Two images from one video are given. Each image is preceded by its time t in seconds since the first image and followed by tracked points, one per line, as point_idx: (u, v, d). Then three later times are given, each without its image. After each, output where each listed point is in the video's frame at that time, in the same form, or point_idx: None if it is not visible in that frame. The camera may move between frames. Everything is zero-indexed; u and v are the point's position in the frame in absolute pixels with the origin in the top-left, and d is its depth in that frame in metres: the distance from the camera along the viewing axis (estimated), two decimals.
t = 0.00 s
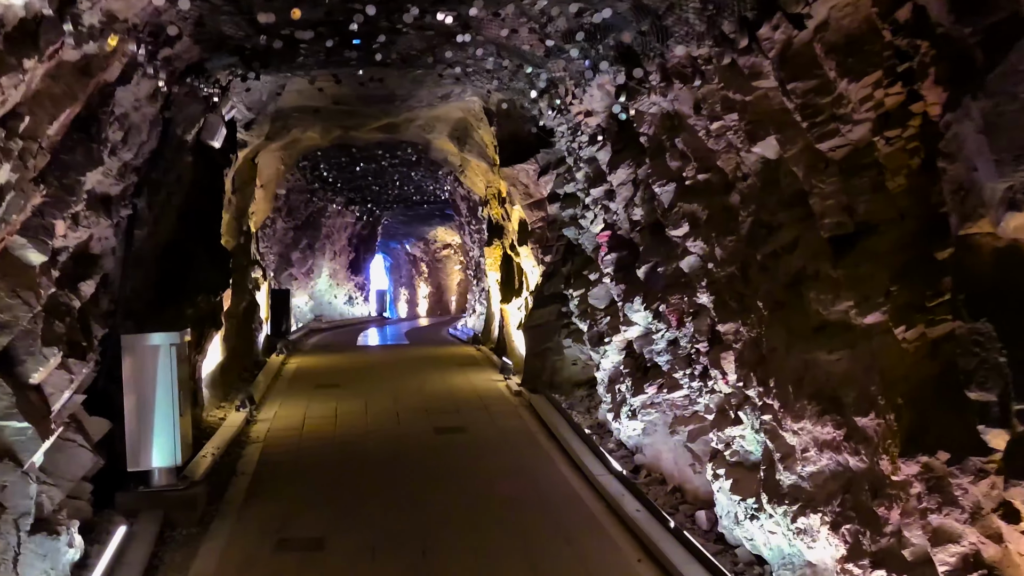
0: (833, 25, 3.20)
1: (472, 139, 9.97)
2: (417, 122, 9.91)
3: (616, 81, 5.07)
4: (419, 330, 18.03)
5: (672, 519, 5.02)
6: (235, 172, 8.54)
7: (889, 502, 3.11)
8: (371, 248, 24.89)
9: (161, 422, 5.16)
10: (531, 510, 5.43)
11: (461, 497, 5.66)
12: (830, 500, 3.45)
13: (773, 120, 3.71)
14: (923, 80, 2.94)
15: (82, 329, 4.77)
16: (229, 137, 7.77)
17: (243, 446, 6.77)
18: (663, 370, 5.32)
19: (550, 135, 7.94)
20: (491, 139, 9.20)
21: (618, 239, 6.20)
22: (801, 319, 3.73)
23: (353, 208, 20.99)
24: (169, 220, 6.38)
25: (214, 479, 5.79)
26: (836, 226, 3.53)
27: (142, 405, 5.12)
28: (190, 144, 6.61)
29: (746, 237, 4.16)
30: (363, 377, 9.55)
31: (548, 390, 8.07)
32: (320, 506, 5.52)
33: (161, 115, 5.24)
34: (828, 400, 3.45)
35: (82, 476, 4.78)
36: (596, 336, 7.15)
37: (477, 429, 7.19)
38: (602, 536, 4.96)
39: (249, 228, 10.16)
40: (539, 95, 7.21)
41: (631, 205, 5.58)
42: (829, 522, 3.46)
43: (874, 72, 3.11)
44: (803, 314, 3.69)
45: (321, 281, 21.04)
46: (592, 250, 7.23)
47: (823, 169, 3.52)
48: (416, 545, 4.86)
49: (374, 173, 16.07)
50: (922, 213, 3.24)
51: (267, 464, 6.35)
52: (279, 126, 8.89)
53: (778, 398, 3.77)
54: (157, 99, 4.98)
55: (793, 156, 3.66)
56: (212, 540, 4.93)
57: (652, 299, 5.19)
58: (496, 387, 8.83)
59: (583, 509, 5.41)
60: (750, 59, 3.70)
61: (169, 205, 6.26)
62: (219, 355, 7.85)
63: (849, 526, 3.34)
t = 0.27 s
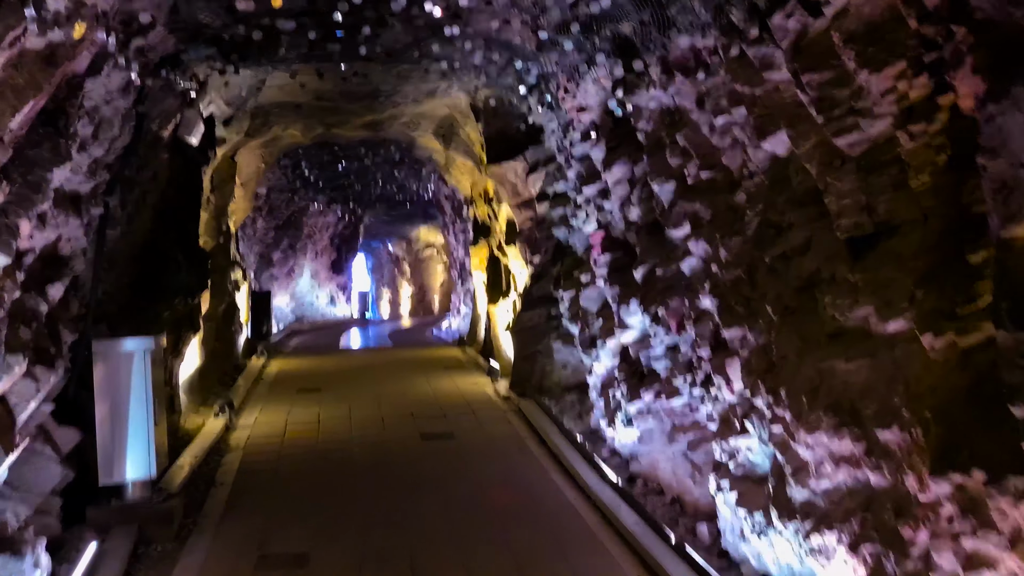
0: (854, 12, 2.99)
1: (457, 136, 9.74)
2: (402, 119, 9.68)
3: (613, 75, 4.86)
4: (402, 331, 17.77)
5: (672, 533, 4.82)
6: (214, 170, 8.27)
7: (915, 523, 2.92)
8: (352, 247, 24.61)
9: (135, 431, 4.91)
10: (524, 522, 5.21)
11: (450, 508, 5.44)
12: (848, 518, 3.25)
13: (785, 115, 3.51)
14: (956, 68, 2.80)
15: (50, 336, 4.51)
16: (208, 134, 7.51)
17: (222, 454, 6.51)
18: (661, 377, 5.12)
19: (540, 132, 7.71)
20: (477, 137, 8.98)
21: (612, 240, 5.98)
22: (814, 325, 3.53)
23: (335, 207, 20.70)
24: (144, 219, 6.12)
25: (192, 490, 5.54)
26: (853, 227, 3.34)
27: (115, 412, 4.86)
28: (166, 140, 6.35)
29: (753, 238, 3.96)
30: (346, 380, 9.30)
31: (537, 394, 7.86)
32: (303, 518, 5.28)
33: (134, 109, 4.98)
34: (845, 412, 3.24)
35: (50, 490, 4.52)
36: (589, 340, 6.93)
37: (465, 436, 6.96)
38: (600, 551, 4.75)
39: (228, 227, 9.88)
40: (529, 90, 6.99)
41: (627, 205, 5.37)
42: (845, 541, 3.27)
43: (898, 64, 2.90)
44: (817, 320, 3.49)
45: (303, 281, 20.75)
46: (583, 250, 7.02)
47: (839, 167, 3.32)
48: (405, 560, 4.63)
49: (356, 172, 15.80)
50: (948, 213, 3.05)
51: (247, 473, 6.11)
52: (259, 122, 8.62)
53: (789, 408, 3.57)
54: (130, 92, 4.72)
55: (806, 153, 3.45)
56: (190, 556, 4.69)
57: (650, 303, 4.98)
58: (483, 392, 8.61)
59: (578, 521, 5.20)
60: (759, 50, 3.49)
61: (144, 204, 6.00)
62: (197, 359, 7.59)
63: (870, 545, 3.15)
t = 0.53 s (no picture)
0: None
1: (447, 132, 9.53)
2: (389, 114, 9.45)
3: (613, 67, 4.66)
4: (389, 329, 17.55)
5: (677, 544, 4.63)
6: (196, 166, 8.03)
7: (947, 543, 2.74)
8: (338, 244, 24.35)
9: (112, 441, 4.66)
10: (521, 533, 5.01)
11: (443, 518, 5.24)
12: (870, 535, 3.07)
13: (802, 109, 3.32)
14: (995, 58, 2.56)
15: (21, 342, 4.28)
16: (190, 130, 7.27)
17: (206, 462, 6.29)
18: (663, 381, 4.93)
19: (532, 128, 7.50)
20: (467, 132, 8.76)
21: (611, 239, 5.79)
22: (833, 330, 3.34)
23: (320, 203, 20.45)
24: (124, 217, 5.88)
25: (174, 501, 5.31)
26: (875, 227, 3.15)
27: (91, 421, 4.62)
28: (146, 135, 6.11)
29: (766, 238, 3.77)
30: (333, 382, 9.09)
31: (530, 397, 7.67)
32: (290, 530, 5.07)
33: (112, 103, 4.74)
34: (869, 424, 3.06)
35: (23, 504, 4.29)
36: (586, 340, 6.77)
37: (457, 440, 6.77)
38: (601, 564, 4.56)
39: (212, 225, 9.64)
40: (521, 84, 6.79)
41: (627, 202, 5.17)
42: (874, 559, 3.10)
43: (927, 52, 2.71)
44: (836, 325, 3.31)
45: (287, 279, 20.49)
46: (579, 248, 6.83)
47: (861, 163, 3.13)
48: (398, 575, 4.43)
49: (341, 168, 15.56)
50: (981, 212, 2.86)
51: (232, 481, 5.88)
52: (243, 117, 8.38)
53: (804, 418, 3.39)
54: (107, 85, 4.48)
55: (824, 149, 3.26)
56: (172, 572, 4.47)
57: (651, 305, 4.79)
58: (474, 394, 8.41)
59: (577, 531, 5.00)
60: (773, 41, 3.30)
61: (123, 202, 5.76)
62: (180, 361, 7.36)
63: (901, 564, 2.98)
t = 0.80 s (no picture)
0: None
1: (442, 126, 9.34)
2: (383, 108, 9.26)
3: (618, 56, 4.49)
4: (381, 328, 17.34)
5: (684, 553, 4.45)
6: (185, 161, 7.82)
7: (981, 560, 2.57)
8: (330, 242, 24.14)
9: (98, 446, 4.47)
10: (521, 539, 4.83)
11: (440, 523, 5.06)
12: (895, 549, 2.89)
13: (822, 97, 3.14)
14: None
15: None
16: (178, 123, 7.07)
17: (194, 466, 6.09)
18: (669, 383, 4.75)
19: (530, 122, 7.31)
20: (463, 127, 8.58)
21: (613, 235, 5.61)
22: (854, 331, 3.16)
23: (312, 201, 20.24)
24: (109, 213, 5.68)
25: (161, 507, 5.11)
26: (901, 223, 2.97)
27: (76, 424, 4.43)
28: (132, 128, 5.90)
29: (781, 234, 3.59)
30: (326, 382, 8.90)
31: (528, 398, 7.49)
32: (282, 537, 4.88)
33: (95, 93, 4.54)
34: (895, 431, 2.88)
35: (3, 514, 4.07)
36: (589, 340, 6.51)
37: (454, 443, 6.58)
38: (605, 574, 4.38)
39: (202, 221, 9.44)
40: (520, 77, 6.60)
41: (631, 198, 4.99)
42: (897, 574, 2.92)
43: (961, 36, 2.51)
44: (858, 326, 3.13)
45: (279, 277, 20.28)
46: (579, 245, 6.65)
47: (886, 155, 2.95)
48: None
49: (334, 164, 15.36)
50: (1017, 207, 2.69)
51: (221, 485, 5.69)
52: (233, 111, 8.19)
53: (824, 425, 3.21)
54: (90, 74, 4.27)
55: (846, 140, 3.08)
56: None
57: (657, 304, 4.61)
58: (470, 394, 8.22)
59: (580, 538, 4.82)
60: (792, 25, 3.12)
61: (109, 197, 5.57)
62: (168, 362, 7.16)
63: None
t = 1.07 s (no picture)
0: None
1: (440, 120, 9.16)
2: (379, 102, 9.08)
3: (624, 44, 4.31)
4: (379, 325, 17.17)
5: (693, 562, 4.28)
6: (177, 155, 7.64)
7: None
8: (326, 239, 23.95)
9: (83, 449, 4.28)
10: (522, 546, 4.66)
11: (439, 529, 4.88)
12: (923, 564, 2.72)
13: (844, 83, 2.96)
14: None
15: None
16: (169, 116, 6.88)
17: (185, 468, 5.90)
18: (676, 384, 4.58)
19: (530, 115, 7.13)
20: (461, 120, 8.40)
21: (617, 231, 5.43)
22: (878, 332, 2.99)
23: (308, 197, 20.05)
24: (97, 208, 5.50)
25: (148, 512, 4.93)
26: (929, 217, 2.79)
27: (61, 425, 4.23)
28: (121, 120, 5.71)
29: (797, 229, 3.42)
30: (321, 381, 8.71)
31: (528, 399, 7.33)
32: (275, 543, 4.70)
33: (78, 82, 4.34)
34: (924, 440, 2.71)
35: None
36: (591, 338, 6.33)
37: (452, 444, 6.40)
38: None
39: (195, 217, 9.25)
40: (520, 68, 6.43)
41: (636, 192, 4.81)
42: None
43: (999, 16, 2.31)
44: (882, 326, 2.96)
45: (275, 274, 20.09)
46: (580, 242, 6.48)
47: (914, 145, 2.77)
48: None
49: (330, 160, 15.17)
50: None
51: (212, 489, 5.50)
52: (226, 104, 8.00)
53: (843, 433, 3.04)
54: (72, 62, 4.08)
55: (868, 129, 2.90)
56: None
57: (663, 302, 4.43)
58: (469, 394, 8.03)
59: (583, 545, 4.65)
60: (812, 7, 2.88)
61: (96, 192, 5.38)
62: (159, 361, 6.98)
63: None
